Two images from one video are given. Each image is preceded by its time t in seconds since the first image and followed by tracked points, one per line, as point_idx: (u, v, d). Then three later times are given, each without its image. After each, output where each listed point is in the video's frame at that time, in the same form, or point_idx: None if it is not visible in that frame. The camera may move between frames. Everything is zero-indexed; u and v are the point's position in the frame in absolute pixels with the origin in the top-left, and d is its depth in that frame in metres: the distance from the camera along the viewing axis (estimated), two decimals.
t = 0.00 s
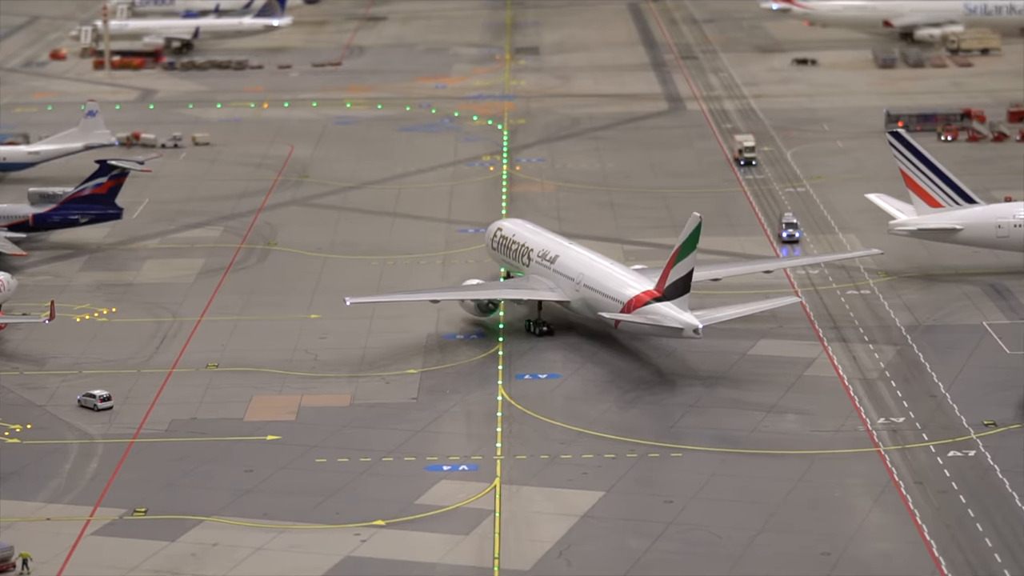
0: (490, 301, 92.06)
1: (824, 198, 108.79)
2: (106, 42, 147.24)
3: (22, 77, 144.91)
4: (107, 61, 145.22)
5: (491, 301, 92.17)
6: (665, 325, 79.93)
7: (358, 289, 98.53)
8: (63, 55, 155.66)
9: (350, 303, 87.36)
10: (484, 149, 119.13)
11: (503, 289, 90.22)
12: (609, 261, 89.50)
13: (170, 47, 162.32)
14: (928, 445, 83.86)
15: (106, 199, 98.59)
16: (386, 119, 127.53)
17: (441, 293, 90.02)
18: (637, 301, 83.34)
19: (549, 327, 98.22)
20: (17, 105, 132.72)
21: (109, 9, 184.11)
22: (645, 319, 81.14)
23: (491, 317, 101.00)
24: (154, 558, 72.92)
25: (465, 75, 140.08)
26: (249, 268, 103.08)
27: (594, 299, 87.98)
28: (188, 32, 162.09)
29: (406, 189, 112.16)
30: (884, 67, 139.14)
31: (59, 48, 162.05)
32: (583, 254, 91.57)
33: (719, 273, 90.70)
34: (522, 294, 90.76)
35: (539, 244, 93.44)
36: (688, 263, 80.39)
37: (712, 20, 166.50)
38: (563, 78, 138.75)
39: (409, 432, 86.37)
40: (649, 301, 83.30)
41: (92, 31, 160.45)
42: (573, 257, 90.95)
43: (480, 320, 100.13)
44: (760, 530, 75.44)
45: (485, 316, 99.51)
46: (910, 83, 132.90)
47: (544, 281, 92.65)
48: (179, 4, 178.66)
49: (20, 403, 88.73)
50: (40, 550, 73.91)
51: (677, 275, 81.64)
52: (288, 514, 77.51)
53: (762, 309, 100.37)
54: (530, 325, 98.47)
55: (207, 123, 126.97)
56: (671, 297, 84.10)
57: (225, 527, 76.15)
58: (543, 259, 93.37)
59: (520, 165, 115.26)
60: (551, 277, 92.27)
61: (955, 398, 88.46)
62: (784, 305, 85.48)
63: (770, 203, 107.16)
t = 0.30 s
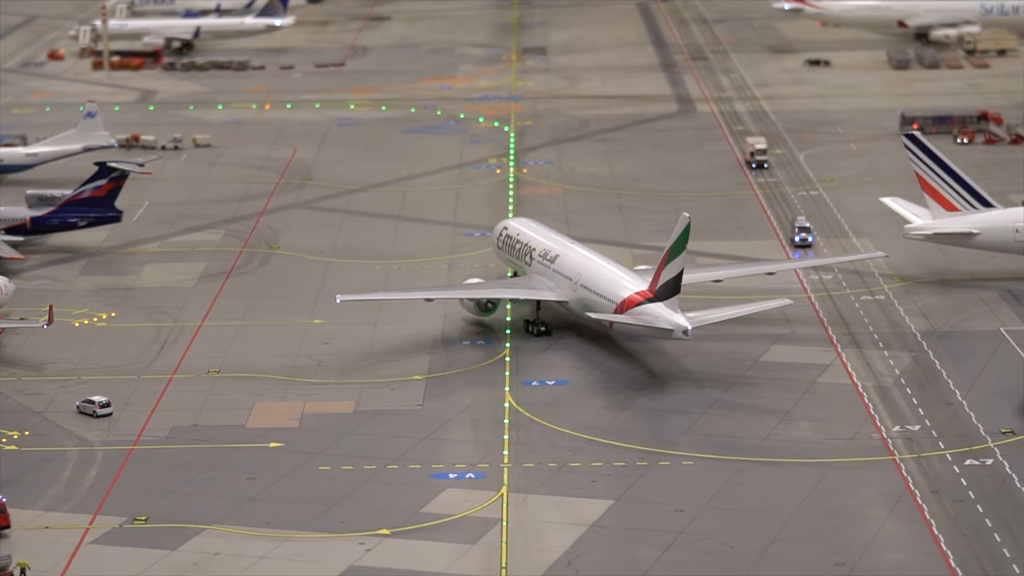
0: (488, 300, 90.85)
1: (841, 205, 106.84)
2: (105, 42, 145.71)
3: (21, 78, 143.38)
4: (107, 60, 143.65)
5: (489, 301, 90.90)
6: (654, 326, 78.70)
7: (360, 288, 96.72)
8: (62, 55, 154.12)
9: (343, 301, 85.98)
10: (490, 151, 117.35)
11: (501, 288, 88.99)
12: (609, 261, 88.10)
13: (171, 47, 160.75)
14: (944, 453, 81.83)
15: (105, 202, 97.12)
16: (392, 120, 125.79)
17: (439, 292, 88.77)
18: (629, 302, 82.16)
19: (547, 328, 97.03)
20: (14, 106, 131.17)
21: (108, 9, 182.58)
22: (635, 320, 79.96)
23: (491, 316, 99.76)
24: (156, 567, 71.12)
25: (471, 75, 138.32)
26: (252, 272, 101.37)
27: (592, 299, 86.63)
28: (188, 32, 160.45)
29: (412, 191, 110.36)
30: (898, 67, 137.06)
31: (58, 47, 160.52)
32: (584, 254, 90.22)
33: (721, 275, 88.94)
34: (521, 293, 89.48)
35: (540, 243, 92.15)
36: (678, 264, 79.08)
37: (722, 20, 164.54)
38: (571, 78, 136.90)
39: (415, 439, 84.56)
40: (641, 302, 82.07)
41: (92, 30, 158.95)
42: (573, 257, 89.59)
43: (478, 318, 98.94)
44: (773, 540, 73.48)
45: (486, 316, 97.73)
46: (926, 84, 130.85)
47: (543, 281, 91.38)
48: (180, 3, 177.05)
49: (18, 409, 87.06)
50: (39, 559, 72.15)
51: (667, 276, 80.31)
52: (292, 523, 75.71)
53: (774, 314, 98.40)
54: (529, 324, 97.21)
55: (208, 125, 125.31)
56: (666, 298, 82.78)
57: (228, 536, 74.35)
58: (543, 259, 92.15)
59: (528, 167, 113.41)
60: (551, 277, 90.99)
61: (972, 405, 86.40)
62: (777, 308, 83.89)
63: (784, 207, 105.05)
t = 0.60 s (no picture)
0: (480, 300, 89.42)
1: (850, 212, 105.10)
2: (98, 42, 143.87)
3: (12, 79, 141.55)
4: (99, 61, 141.78)
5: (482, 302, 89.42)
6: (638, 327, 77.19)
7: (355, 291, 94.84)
8: (53, 56, 152.27)
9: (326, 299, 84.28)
10: (490, 154, 115.45)
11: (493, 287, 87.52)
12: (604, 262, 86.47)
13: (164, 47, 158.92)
14: (954, 462, 79.90)
15: (98, 205, 95.06)
16: (391, 122, 123.90)
17: (430, 291, 87.37)
18: (616, 303, 80.68)
19: (540, 328, 95.61)
20: (5, 107, 129.28)
21: (101, 9, 180.77)
22: (620, 321, 78.51)
23: (485, 316, 98.37)
24: None
25: (471, 76, 136.45)
26: (248, 277, 99.41)
27: (585, 301, 85.04)
28: (182, 32, 158.57)
29: (411, 195, 108.41)
30: (907, 68, 135.18)
31: (49, 48, 158.72)
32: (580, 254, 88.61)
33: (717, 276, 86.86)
34: (513, 294, 87.94)
35: (535, 243, 90.68)
36: (664, 264, 77.56)
37: (726, 20, 162.73)
38: (573, 79, 135.03)
39: (414, 448, 82.58)
40: (628, 303, 80.57)
41: (84, 31, 157.17)
42: (568, 257, 88.00)
43: (472, 318, 97.61)
44: (779, 551, 71.52)
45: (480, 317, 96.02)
46: (935, 85, 128.95)
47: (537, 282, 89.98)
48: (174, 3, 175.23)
49: (8, 418, 85.05)
50: (30, 570, 70.14)
51: (655, 276, 78.79)
52: (288, 534, 73.71)
53: (781, 318, 96.45)
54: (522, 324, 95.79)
55: (202, 127, 123.40)
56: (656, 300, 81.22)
57: (223, 547, 72.35)
58: (538, 259, 90.71)
59: (529, 170, 111.50)
60: (545, 277, 89.46)
61: (981, 414, 84.45)
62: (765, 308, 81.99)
63: (790, 211, 103.17)
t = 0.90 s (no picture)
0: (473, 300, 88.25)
1: (859, 217, 103.11)
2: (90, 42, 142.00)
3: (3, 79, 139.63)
4: (92, 61, 139.87)
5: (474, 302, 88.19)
6: (623, 328, 76.13)
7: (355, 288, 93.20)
8: (45, 56, 150.39)
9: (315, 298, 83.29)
10: (491, 156, 113.46)
11: (485, 287, 86.29)
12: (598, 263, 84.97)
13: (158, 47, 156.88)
14: (964, 472, 77.85)
15: (90, 209, 93.10)
16: (390, 124, 121.91)
17: (422, 291, 86.16)
18: (605, 303, 79.64)
19: (533, 328, 94.12)
20: None
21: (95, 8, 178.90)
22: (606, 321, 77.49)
23: (480, 315, 96.83)
24: None
25: (472, 77, 134.55)
26: (244, 282, 97.35)
27: (577, 302, 83.60)
28: (176, 32, 156.66)
29: (410, 199, 106.35)
30: (918, 69, 133.34)
31: (41, 48, 156.82)
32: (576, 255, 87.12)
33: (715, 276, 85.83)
34: (506, 294, 86.62)
35: (532, 242, 89.36)
36: (651, 264, 76.39)
37: (732, 20, 160.77)
38: (577, 80, 133.17)
39: (413, 457, 80.51)
40: (616, 303, 79.48)
41: (76, 31, 155.26)
42: (563, 258, 86.55)
43: (467, 319, 96.15)
44: (786, 563, 69.46)
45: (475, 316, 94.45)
46: (946, 86, 127.06)
47: (533, 283, 88.58)
48: (168, 3, 173.38)
49: None
50: None
51: (643, 276, 77.72)
52: (284, 545, 71.61)
53: (789, 323, 94.37)
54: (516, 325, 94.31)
55: (197, 128, 121.46)
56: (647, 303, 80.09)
57: (217, 558, 70.24)
58: (535, 259, 89.32)
59: (531, 173, 109.55)
60: (539, 277, 88.13)
61: (993, 422, 82.36)
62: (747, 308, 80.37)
63: (797, 215, 101.19)
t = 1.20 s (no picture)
0: (469, 301, 87.42)
1: (870, 224, 101.09)
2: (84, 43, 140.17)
3: None
4: (85, 62, 138.03)
5: (469, 302, 87.24)
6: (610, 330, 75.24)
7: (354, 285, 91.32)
8: (37, 56, 148.59)
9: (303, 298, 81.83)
10: (494, 160, 111.48)
11: (480, 289, 85.42)
12: (594, 267, 83.67)
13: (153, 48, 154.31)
14: (977, 483, 75.80)
15: (84, 214, 91.26)
16: (391, 126, 119.97)
17: (415, 291, 85.13)
18: (596, 303, 78.68)
19: (530, 329, 92.64)
20: None
21: (89, 8, 177.09)
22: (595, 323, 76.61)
23: (479, 315, 95.32)
24: None
25: (474, 79, 132.68)
26: (242, 289, 95.39)
27: (572, 304, 82.43)
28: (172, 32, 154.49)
29: (411, 203, 104.33)
30: (931, 71, 131.45)
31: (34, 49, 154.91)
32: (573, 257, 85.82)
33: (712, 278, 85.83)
34: (501, 294, 85.68)
35: (531, 243, 88.08)
36: (639, 266, 75.39)
37: (741, 20, 158.76)
38: (581, 82, 131.33)
39: (414, 468, 78.48)
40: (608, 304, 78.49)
41: (69, 31, 153.38)
42: (559, 260, 85.32)
43: (465, 319, 94.71)
44: None
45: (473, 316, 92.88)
46: (959, 88, 125.15)
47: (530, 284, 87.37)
48: (164, 3, 171.56)
49: None
50: None
51: (633, 277, 76.76)
52: (281, 557, 69.58)
53: (798, 329, 92.23)
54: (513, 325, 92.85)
55: (193, 131, 119.53)
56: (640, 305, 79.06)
57: (212, 572, 68.22)
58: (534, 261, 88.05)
59: (534, 177, 107.61)
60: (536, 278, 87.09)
61: (1007, 433, 80.29)
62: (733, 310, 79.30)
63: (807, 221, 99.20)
